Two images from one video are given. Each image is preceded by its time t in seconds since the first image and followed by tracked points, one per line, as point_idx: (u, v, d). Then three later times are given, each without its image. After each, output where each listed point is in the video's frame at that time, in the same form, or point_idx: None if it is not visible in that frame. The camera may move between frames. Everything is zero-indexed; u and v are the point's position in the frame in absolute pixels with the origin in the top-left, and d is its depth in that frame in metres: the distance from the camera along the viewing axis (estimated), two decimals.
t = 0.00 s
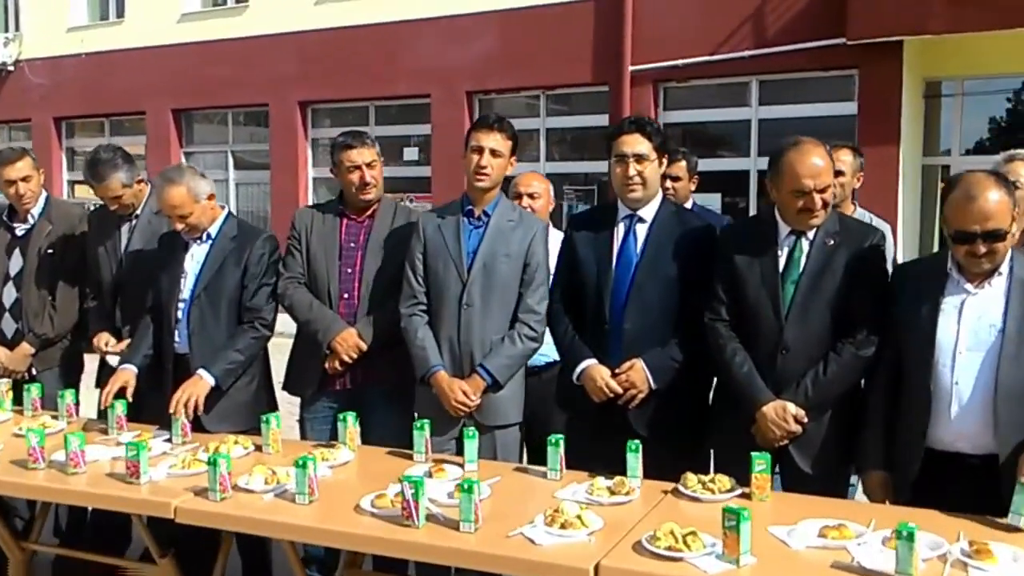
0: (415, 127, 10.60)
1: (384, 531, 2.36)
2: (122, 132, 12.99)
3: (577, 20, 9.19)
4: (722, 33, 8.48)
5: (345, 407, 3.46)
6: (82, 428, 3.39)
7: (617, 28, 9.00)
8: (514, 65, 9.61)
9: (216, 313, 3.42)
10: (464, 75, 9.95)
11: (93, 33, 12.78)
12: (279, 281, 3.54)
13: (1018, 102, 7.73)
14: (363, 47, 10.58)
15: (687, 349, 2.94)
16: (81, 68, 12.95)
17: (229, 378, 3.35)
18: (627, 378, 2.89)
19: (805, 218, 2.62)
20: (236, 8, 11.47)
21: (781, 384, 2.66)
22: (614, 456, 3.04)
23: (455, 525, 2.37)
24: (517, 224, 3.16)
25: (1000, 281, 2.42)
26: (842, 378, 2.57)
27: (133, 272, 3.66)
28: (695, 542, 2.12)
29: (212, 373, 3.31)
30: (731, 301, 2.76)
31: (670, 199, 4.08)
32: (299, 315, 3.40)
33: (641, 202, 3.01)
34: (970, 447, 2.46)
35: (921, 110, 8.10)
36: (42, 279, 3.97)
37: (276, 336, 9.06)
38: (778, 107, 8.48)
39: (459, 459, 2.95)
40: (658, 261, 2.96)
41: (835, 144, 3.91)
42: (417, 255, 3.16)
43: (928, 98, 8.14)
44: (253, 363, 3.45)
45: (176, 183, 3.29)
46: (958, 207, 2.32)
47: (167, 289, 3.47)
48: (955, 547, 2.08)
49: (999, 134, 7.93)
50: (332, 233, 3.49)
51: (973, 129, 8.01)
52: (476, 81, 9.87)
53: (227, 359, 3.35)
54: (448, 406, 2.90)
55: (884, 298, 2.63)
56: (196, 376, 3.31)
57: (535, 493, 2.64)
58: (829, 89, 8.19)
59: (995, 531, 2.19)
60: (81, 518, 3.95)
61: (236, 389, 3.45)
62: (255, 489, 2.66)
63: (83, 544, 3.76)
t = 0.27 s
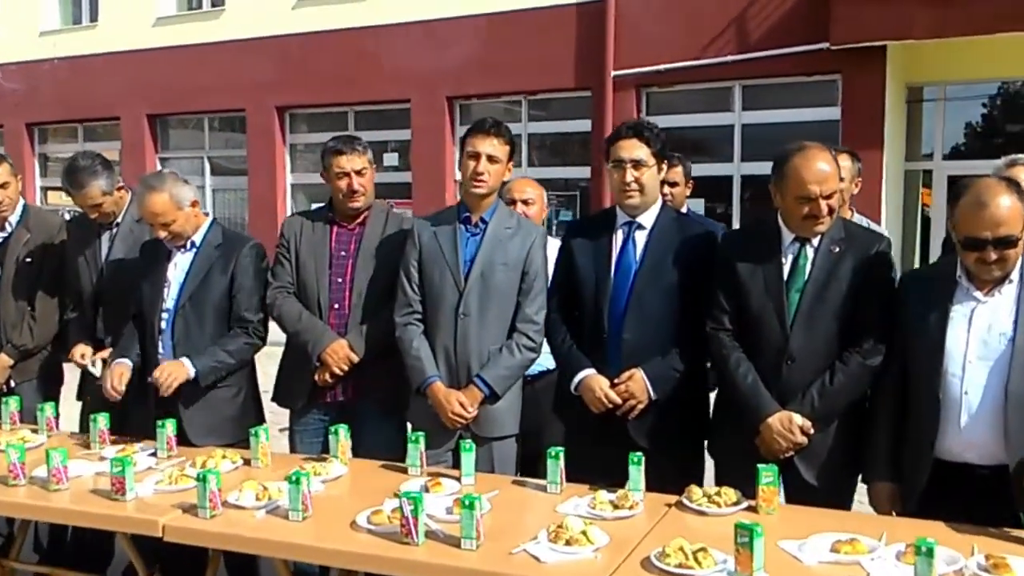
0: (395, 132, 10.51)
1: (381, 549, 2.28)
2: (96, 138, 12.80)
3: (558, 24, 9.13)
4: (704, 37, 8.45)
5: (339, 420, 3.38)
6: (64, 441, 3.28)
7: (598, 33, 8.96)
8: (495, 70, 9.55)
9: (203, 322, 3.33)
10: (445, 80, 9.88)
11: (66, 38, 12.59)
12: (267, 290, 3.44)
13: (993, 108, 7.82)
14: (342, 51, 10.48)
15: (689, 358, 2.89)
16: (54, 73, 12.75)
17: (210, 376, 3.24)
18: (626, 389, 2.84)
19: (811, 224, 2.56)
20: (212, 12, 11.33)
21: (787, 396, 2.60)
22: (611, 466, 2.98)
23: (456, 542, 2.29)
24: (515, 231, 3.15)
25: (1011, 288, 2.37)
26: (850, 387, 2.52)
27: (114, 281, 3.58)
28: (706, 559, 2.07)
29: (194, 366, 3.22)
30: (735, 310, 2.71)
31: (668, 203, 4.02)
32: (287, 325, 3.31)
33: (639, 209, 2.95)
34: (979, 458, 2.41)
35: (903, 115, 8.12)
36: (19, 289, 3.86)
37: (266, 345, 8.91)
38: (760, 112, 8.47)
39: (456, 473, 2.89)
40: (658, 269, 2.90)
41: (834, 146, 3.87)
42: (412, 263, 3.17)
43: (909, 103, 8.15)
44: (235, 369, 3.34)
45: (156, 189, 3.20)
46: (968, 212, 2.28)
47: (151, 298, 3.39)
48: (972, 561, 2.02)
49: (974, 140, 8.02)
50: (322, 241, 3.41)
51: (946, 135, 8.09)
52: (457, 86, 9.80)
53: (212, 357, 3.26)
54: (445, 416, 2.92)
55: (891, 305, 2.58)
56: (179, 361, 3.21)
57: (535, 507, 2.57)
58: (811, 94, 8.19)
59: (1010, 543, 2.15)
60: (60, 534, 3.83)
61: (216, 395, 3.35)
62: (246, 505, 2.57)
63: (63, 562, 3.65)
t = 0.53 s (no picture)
0: (381, 130, 10.45)
1: (382, 551, 2.26)
2: (78, 133, 12.67)
3: (545, 22, 9.11)
4: (692, 36, 8.45)
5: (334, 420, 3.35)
6: (54, 441, 3.23)
7: (586, 31, 8.94)
8: (482, 67, 9.52)
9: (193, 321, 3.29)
10: (432, 77, 9.84)
11: (48, 32, 12.46)
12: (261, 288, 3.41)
13: (975, 110, 7.87)
14: (328, 47, 10.42)
15: (688, 360, 2.88)
16: (36, 67, 12.61)
17: (179, 371, 3.19)
18: (624, 390, 2.83)
19: (813, 225, 2.56)
20: (197, 6, 11.24)
21: (787, 398, 2.59)
22: (605, 466, 2.96)
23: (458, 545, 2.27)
24: (514, 230, 3.14)
25: (1013, 291, 2.37)
26: (851, 390, 2.51)
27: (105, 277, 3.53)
28: (712, 562, 2.06)
29: (163, 360, 3.18)
30: (735, 311, 2.70)
31: (667, 203, 3.99)
32: (280, 323, 3.29)
33: (638, 209, 2.94)
34: (980, 461, 2.41)
35: (890, 115, 8.14)
36: (7, 287, 3.80)
37: (261, 345, 8.78)
38: (747, 112, 8.49)
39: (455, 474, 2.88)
40: (657, 269, 2.89)
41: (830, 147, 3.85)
42: (410, 262, 3.15)
43: (896, 103, 8.18)
44: (218, 365, 3.29)
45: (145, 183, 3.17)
46: (971, 214, 2.28)
47: (144, 296, 3.35)
48: (977, 565, 2.02)
49: (956, 141, 8.07)
50: (316, 239, 3.38)
51: (930, 135, 8.14)
52: (443, 84, 9.77)
53: (182, 350, 3.20)
54: (444, 417, 2.91)
55: (892, 308, 2.58)
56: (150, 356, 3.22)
57: (535, 509, 2.55)
58: (798, 95, 8.21)
59: (1014, 547, 2.15)
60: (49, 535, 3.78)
61: (200, 388, 3.30)
62: (243, 506, 2.54)
63: (51, 563, 3.59)
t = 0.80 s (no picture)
0: (372, 129, 10.44)
1: (385, 550, 2.25)
2: (68, 132, 12.61)
3: (536, 22, 9.11)
4: (683, 37, 8.47)
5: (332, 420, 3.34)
6: (51, 440, 3.22)
7: (577, 30, 8.94)
8: (474, 67, 9.52)
9: (191, 320, 3.28)
10: (423, 76, 9.83)
11: (38, 29, 12.40)
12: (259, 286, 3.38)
13: (962, 111, 7.91)
14: (319, 47, 10.40)
15: (687, 359, 2.88)
16: (26, 64, 12.55)
17: (181, 375, 3.20)
18: (623, 390, 2.83)
19: (813, 225, 2.56)
20: (188, 4, 11.20)
21: (786, 397, 2.60)
22: (600, 464, 2.97)
23: (460, 544, 2.28)
24: (513, 230, 3.15)
25: (1011, 291, 2.39)
26: (851, 389, 2.51)
27: (107, 276, 3.54)
28: (714, 561, 2.07)
29: (165, 364, 3.19)
30: (734, 312, 2.70)
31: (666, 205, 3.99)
32: (273, 320, 3.27)
33: (638, 209, 2.95)
34: (979, 460, 2.42)
35: (880, 116, 8.16)
36: (2, 286, 3.78)
37: (257, 344, 8.75)
38: (738, 112, 8.51)
39: (454, 473, 2.89)
40: (655, 269, 2.90)
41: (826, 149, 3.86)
42: (408, 262, 3.15)
43: (886, 104, 8.20)
44: (217, 364, 3.28)
45: (140, 181, 3.17)
46: (970, 214, 2.29)
47: (144, 295, 3.35)
48: (977, 563, 2.03)
49: (943, 142, 8.12)
50: (313, 239, 3.37)
51: (918, 136, 8.17)
52: (435, 84, 9.76)
53: (182, 353, 3.20)
54: (444, 417, 2.92)
55: (890, 308, 2.59)
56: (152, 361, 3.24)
57: (537, 508, 2.55)
58: (789, 96, 8.24)
59: (1014, 546, 2.16)
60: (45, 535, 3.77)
61: (199, 387, 3.29)
62: (243, 506, 2.54)
63: (47, 561, 3.59)
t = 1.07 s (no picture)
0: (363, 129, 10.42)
1: (387, 549, 2.25)
2: (58, 131, 12.54)
3: (528, 23, 9.11)
4: (675, 38, 8.49)
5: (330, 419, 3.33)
6: (50, 439, 3.21)
7: (568, 31, 8.95)
8: (465, 67, 9.51)
9: (190, 318, 3.27)
10: (414, 77, 9.82)
11: (27, 28, 12.34)
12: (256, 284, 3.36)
13: (951, 112, 7.96)
14: (310, 46, 10.37)
15: (686, 360, 2.88)
16: (15, 63, 12.49)
17: (182, 374, 3.19)
18: (623, 390, 2.83)
19: (813, 227, 2.57)
20: (178, 4, 11.16)
21: (787, 398, 2.59)
22: (598, 462, 2.98)
23: (462, 543, 2.28)
24: (511, 229, 3.17)
25: (1012, 292, 2.40)
26: (852, 390, 2.52)
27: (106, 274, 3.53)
28: (718, 560, 2.07)
29: (166, 364, 3.17)
30: (734, 312, 2.70)
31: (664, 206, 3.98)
32: (270, 319, 3.26)
33: (637, 209, 2.95)
34: (980, 460, 2.43)
35: (870, 118, 8.19)
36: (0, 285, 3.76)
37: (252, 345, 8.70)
38: (729, 114, 8.53)
39: (454, 472, 2.89)
40: (654, 269, 2.90)
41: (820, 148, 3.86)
42: (407, 262, 3.14)
43: (876, 105, 8.23)
44: (217, 363, 3.27)
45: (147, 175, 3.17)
46: (971, 215, 2.30)
47: (142, 295, 3.33)
48: (980, 563, 2.03)
49: (931, 144, 8.16)
50: (311, 238, 3.36)
51: (907, 138, 8.20)
52: (426, 84, 9.75)
53: (182, 354, 3.19)
54: (444, 416, 2.92)
55: (890, 308, 2.60)
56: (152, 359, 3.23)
57: (539, 507, 2.55)
58: (781, 97, 8.26)
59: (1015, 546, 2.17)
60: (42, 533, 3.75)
61: (199, 386, 3.27)
62: (245, 504, 2.53)
63: (45, 560, 3.58)
